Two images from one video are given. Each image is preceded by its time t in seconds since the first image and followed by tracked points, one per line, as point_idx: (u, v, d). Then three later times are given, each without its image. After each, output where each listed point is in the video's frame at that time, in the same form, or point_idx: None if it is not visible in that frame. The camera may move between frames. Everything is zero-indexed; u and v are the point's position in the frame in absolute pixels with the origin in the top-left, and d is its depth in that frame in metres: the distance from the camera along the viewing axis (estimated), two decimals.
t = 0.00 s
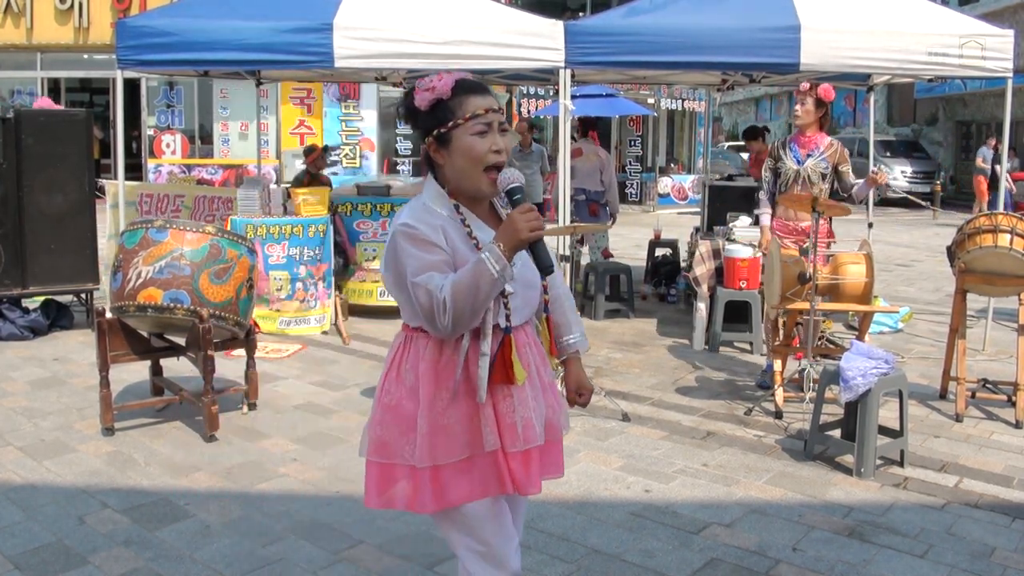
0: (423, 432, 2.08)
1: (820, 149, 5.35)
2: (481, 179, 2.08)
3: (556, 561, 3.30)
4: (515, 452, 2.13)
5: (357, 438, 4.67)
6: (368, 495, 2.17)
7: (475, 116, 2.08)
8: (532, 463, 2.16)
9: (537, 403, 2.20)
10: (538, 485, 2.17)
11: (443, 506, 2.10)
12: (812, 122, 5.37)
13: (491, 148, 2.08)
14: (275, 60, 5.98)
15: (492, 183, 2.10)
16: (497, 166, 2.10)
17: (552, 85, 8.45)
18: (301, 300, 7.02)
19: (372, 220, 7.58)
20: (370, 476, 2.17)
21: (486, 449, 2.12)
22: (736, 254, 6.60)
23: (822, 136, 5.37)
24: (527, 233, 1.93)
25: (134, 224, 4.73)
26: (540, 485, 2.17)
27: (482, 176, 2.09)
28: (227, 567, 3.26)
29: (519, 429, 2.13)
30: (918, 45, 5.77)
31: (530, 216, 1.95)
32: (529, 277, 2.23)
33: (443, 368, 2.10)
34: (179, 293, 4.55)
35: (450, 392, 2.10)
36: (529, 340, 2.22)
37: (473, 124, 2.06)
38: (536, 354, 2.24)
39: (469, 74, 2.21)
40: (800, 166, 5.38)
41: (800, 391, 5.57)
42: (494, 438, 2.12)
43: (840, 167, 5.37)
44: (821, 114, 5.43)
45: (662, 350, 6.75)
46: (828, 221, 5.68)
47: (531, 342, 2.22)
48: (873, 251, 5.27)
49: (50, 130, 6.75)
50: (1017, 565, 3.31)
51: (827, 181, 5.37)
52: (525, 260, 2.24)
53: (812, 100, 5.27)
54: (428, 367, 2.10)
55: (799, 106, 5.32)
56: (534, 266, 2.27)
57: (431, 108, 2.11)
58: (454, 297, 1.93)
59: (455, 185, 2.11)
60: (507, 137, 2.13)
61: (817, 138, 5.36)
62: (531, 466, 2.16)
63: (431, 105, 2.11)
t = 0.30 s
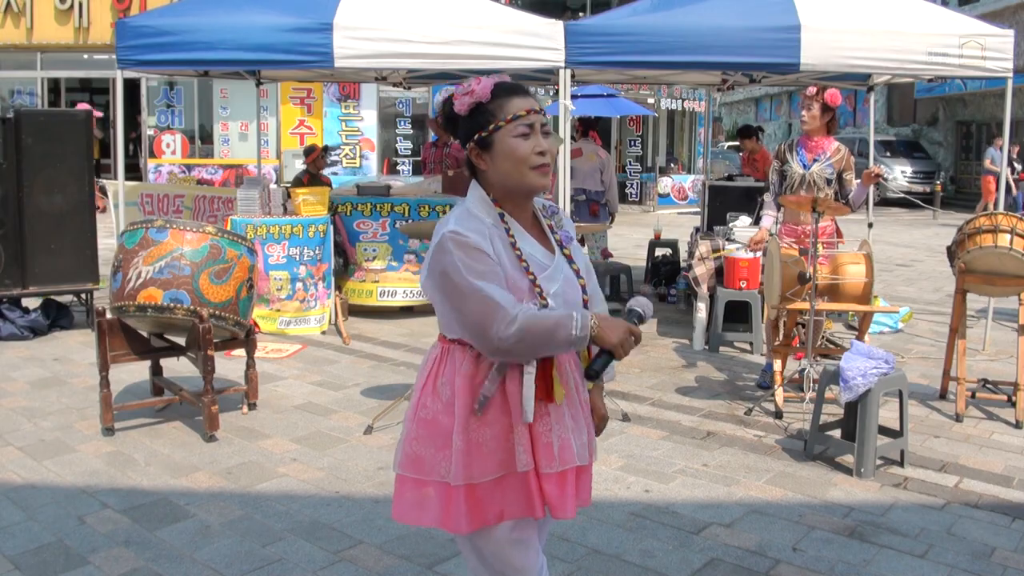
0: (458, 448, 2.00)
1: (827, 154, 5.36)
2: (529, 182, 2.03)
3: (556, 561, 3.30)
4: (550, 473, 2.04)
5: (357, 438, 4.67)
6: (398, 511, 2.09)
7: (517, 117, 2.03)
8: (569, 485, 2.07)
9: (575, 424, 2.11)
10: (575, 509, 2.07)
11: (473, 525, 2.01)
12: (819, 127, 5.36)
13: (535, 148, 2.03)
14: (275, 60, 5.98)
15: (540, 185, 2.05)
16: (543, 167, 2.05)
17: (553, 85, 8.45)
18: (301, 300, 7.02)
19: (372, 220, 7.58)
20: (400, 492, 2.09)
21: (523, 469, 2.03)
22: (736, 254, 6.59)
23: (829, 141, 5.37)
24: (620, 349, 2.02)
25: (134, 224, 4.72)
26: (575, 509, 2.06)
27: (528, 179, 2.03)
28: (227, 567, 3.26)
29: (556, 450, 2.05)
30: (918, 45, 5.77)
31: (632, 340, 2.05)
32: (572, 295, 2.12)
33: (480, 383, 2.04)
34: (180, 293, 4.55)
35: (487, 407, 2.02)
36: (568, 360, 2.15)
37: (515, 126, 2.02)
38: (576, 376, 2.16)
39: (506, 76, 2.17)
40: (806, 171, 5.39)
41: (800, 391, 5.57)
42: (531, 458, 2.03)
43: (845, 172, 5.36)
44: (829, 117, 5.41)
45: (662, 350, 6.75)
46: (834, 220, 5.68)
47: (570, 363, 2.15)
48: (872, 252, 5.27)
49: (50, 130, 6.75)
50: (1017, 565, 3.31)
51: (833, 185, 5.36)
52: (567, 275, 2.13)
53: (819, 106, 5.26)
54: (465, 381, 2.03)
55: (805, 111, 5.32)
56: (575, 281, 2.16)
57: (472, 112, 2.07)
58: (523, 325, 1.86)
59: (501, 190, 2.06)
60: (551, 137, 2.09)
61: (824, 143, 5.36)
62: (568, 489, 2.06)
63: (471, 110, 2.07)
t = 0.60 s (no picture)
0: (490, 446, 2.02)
1: (829, 153, 5.35)
2: (572, 174, 2.02)
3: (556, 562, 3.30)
4: (586, 478, 2.04)
5: (357, 438, 4.67)
6: (431, 502, 2.14)
7: (557, 107, 2.02)
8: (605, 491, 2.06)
9: (615, 428, 2.10)
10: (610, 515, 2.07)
11: (505, 525, 2.03)
12: (822, 126, 5.33)
13: (577, 140, 2.02)
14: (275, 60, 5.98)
15: (580, 175, 2.03)
16: (585, 158, 2.04)
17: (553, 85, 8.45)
18: (301, 300, 7.02)
19: (372, 220, 7.58)
20: (435, 483, 2.14)
21: (557, 471, 2.03)
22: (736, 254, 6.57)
23: (834, 140, 5.35)
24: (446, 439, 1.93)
25: (134, 224, 4.71)
26: (611, 515, 2.06)
27: (570, 172, 2.02)
28: (227, 567, 3.26)
29: (592, 456, 2.03)
30: (918, 45, 5.77)
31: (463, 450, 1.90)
32: (612, 288, 2.11)
33: (514, 383, 2.04)
34: (179, 293, 4.55)
35: (522, 406, 2.03)
36: (608, 359, 2.12)
37: (555, 117, 2.01)
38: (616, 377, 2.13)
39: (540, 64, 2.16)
40: (807, 169, 5.40)
41: (800, 391, 5.58)
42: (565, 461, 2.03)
43: (847, 171, 5.36)
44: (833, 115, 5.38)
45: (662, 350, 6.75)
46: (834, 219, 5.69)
47: (609, 364, 2.12)
48: (872, 251, 5.28)
49: (50, 130, 6.74)
50: (1017, 565, 3.31)
51: (835, 184, 5.37)
52: (607, 269, 2.11)
53: (820, 106, 5.23)
54: (499, 381, 2.04)
55: (807, 110, 5.29)
56: (618, 274, 2.14)
57: (512, 103, 2.06)
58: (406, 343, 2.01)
59: (542, 183, 2.06)
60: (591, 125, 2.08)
61: (827, 142, 5.35)
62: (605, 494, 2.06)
63: (509, 100, 2.06)
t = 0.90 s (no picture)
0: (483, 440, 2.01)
1: (825, 153, 5.36)
2: (584, 186, 1.96)
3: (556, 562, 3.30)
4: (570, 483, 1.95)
5: (357, 438, 4.67)
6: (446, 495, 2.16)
7: (577, 117, 1.95)
8: (589, 500, 1.94)
9: (613, 435, 1.99)
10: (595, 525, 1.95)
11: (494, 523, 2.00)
12: (820, 128, 5.35)
13: (597, 151, 1.95)
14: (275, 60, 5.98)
15: (596, 187, 1.98)
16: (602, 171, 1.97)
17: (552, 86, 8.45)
18: (301, 300, 7.02)
19: (372, 220, 7.58)
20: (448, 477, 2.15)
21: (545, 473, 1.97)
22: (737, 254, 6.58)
23: (829, 139, 5.37)
24: (537, 308, 1.79)
25: (134, 224, 4.71)
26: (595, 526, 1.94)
27: (585, 185, 1.97)
28: (227, 567, 3.26)
29: (577, 460, 1.95)
30: (918, 45, 5.77)
31: (556, 287, 1.78)
32: (621, 296, 1.99)
33: (516, 381, 2.01)
34: (180, 293, 4.55)
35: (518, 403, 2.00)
36: (617, 366, 2.03)
37: (575, 127, 1.94)
38: (622, 384, 2.02)
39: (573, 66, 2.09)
40: (804, 169, 5.41)
41: (800, 391, 5.58)
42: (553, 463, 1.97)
43: (845, 171, 5.36)
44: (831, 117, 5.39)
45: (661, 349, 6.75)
46: (831, 219, 5.69)
47: (616, 371, 2.02)
48: (872, 251, 5.27)
49: (50, 130, 6.74)
50: (1017, 565, 3.31)
51: (832, 184, 5.36)
52: (618, 273, 2.00)
53: (819, 107, 5.24)
54: (499, 377, 2.02)
55: (805, 112, 5.32)
56: (630, 278, 2.02)
57: (533, 106, 2.01)
58: (453, 325, 1.92)
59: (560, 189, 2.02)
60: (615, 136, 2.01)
61: (823, 142, 5.36)
62: (590, 504, 1.94)
63: (531, 103, 2.01)
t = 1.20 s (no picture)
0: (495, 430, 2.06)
1: (815, 157, 5.36)
2: (571, 187, 1.96)
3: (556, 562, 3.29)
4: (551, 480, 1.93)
5: (357, 438, 4.67)
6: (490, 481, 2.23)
7: (560, 119, 1.93)
8: (566, 500, 1.92)
9: (602, 437, 1.93)
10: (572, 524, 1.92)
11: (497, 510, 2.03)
12: (807, 131, 5.35)
13: (580, 153, 1.92)
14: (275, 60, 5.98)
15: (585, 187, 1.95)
16: (590, 173, 1.94)
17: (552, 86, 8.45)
18: (301, 300, 7.02)
19: (372, 220, 7.57)
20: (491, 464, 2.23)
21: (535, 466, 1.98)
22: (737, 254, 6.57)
23: (818, 143, 5.37)
24: (569, 271, 1.77)
25: (134, 224, 4.71)
26: (571, 525, 1.92)
27: (572, 185, 1.95)
28: (227, 567, 3.26)
29: (555, 459, 1.93)
30: (918, 45, 5.77)
31: (580, 246, 1.76)
32: (619, 299, 1.93)
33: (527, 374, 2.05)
34: (179, 293, 4.55)
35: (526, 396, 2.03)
36: (615, 367, 1.96)
37: (556, 129, 1.93)
38: (619, 388, 1.95)
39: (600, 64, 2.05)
40: (795, 174, 5.39)
41: (800, 391, 5.58)
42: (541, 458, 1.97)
43: (834, 173, 5.36)
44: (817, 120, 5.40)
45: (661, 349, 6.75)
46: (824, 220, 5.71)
47: (614, 373, 1.96)
48: (872, 251, 5.27)
49: (50, 130, 6.74)
50: (1017, 565, 3.31)
51: (822, 188, 5.36)
52: (615, 275, 1.94)
53: (805, 111, 5.24)
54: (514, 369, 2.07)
55: (791, 116, 5.32)
56: (633, 281, 1.94)
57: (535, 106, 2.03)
58: (493, 321, 1.92)
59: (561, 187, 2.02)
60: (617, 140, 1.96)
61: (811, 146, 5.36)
62: (566, 503, 1.92)
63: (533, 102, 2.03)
